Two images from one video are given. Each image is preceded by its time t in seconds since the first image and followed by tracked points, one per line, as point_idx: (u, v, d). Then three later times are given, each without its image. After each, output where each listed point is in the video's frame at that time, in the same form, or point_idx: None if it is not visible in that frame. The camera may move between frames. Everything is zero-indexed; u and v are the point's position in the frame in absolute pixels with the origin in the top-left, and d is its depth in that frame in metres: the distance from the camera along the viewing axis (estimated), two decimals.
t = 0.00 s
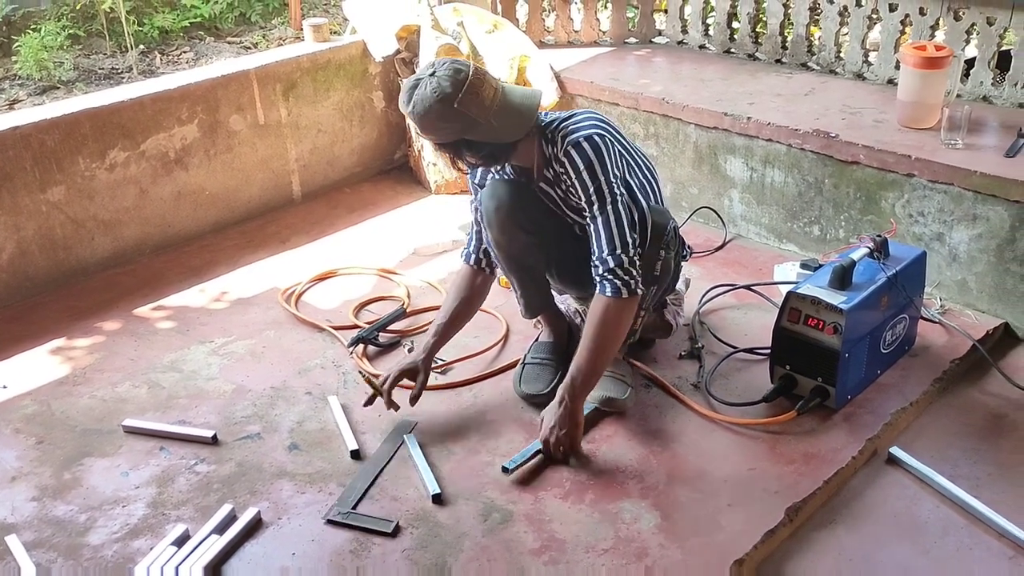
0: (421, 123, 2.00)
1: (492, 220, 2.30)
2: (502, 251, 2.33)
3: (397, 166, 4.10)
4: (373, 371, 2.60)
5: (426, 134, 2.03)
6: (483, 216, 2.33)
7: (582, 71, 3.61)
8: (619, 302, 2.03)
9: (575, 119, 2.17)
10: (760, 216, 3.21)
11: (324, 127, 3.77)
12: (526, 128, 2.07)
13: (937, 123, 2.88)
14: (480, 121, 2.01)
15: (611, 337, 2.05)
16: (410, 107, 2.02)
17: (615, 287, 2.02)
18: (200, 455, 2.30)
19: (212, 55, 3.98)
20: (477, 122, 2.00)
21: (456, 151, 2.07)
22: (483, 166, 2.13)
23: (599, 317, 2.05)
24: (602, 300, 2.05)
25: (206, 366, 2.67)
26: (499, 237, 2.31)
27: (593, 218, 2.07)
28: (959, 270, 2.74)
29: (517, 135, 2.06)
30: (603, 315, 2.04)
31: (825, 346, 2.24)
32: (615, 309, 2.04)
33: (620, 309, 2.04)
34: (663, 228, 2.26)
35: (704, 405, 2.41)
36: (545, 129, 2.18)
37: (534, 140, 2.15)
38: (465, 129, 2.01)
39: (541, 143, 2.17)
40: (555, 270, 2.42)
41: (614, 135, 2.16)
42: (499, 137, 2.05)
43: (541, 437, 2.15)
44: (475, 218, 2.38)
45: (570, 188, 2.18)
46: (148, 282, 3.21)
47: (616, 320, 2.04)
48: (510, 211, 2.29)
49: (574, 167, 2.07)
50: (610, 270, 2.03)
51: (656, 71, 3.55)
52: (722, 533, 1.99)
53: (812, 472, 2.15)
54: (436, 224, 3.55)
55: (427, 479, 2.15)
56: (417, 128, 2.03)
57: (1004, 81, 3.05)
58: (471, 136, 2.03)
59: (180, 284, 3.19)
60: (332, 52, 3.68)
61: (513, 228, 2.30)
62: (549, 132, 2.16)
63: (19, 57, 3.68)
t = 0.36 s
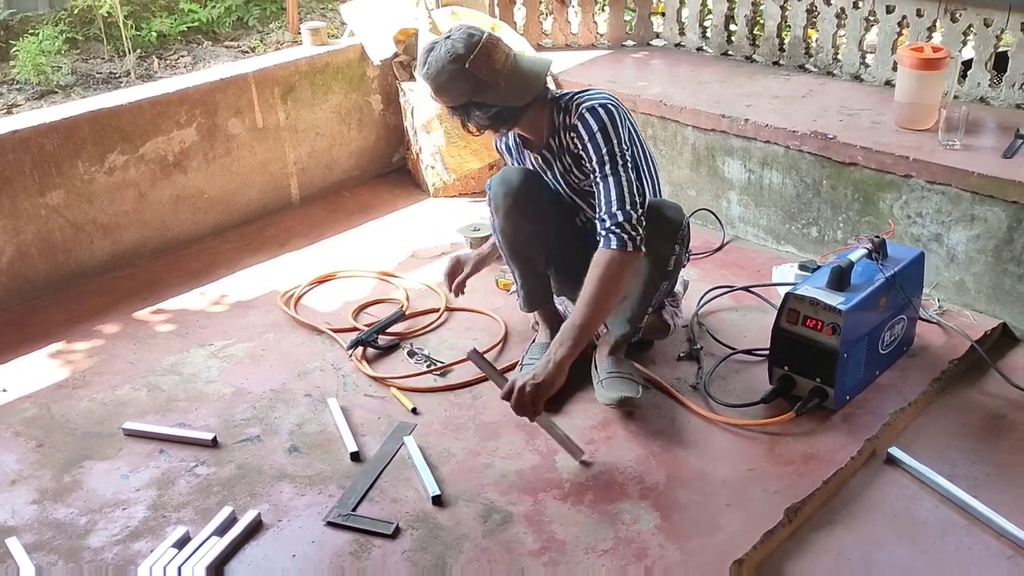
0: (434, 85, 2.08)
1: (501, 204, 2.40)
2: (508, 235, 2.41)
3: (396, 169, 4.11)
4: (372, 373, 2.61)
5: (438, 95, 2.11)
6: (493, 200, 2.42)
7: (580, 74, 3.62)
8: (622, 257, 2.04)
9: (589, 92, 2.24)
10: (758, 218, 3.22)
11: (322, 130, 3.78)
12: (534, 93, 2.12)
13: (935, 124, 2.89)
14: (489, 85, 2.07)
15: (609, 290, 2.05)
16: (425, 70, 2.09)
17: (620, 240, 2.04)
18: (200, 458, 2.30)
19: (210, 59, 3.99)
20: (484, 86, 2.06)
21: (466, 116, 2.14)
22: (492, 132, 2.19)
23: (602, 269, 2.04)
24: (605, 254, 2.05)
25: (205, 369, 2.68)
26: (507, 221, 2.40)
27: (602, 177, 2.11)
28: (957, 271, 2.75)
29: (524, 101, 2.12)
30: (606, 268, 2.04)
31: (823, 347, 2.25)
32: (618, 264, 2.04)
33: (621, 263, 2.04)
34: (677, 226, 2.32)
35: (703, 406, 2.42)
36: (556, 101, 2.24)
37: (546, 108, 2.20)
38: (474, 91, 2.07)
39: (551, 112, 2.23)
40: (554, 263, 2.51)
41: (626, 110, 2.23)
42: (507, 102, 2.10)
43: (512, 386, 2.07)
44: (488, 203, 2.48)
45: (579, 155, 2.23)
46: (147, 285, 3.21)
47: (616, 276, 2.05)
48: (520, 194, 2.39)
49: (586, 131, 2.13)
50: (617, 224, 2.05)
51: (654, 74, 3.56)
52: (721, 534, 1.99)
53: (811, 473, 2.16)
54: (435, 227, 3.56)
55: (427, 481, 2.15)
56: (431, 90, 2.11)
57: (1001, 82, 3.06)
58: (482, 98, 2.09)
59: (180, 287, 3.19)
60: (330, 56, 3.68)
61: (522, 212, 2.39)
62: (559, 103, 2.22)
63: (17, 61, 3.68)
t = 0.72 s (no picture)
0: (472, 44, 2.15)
1: (506, 196, 2.39)
2: (511, 228, 2.41)
3: (392, 175, 4.12)
4: (370, 378, 2.61)
5: (474, 57, 2.17)
6: (498, 192, 2.41)
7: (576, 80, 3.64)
8: (609, 251, 2.16)
9: (618, 85, 2.30)
10: (754, 223, 3.23)
11: (320, 136, 3.79)
12: (569, 65, 2.20)
13: (929, 129, 2.90)
14: (527, 49, 2.15)
15: (589, 279, 2.16)
16: (466, 29, 2.17)
17: (610, 238, 2.15)
18: (198, 463, 2.31)
19: (207, 65, 4.00)
20: (522, 49, 2.14)
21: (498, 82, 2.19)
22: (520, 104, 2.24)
23: (584, 259, 2.16)
24: (591, 245, 2.17)
25: (202, 375, 2.68)
26: (510, 214, 2.40)
27: (609, 170, 2.20)
28: (952, 275, 2.76)
29: (557, 70, 2.18)
30: (591, 259, 2.16)
31: (819, 351, 2.26)
32: (600, 256, 2.16)
33: (603, 255, 2.16)
34: (681, 229, 2.26)
35: (699, 410, 2.42)
36: (585, 86, 2.31)
37: (572, 92, 2.27)
38: (512, 53, 2.14)
39: (576, 96, 2.29)
40: (557, 257, 2.53)
41: (648, 109, 2.29)
42: (541, 69, 2.17)
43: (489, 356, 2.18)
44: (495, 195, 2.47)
45: (591, 146, 2.30)
46: (144, 291, 3.21)
47: (598, 267, 2.16)
48: (525, 188, 2.38)
49: (607, 121, 2.20)
50: (611, 221, 2.15)
51: (650, 79, 3.57)
52: (718, 538, 2.00)
53: (807, 477, 2.16)
54: (432, 232, 3.57)
55: (424, 486, 2.15)
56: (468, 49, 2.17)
57: (995, 87, 3.08)
58: (517, 62, 2.15)
59: (177, 293, 3.20)
60: (327, 62, 3.70)
61: (526, 206, 2.39)
62: (588, 89, 2.29)
63: (14, 68, 3.69)
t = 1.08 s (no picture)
0: (503, 27, 2.13)
1: (512, 199, 2.33)
2: (515, 232, 2.34)
3: (385, 181, 4.13)
4: (362, 386, 2.61)
5: (501, 42, 2.14)
6: (503, 195, 2.35)
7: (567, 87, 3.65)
8: (607, 261, 2.23)
9: (624, 95, 2.32)
10: (746, 229, 3.25)
11: (312, 143, 3.79)
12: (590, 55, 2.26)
13: (919, 135, 2.92)
14: (556, 34, 2.17)
15: (593, 292, 2.21)
16: (497, 11, 2.14)
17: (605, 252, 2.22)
18: (189, 471, 2.30)
19: (200, 73, 4.00)
20: (552, 34, 2.16)
21: (522, 68, 2.18)
22: (538, 92, 2.23)
23: (585, 271, 2.22)
24: (592, 259, 2.23)
25: (194, 383, 2.67)
26: (516, 218, 2.33)
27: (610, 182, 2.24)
28: (942, 281, 2.77)
29: (582, 57, 2.22)
30: (591, 270, 2.22)
31: (810, 357, 2.26)
32: (597, 266, 2.22)
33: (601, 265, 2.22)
34: (681, 235, 2.24)
35: (691, 416, 2.43)
36: (590, 90, 2.34)
37: (576, 94, 2.31)
38: (545, 37, 2.15)
39: (580, 99, 2.34)
40: (553, 262, 2.50)
41: (651, 121, 2.32)
42: (568, 54, 2.19)
43: (506, 398, 2.17)
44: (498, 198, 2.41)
45: (591, 153, 2.34)
46: (136, 299, 3.21)
47: (599, 275, 2.22)
48: (531, 192, 2.33)
49: (611, 131, 2.23)
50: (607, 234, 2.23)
51: (642, 87, 3.58)
52: (710, 544, 2.00)
53: (799, 482, 2.17)
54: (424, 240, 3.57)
55: (416, 493, 2.15)
56: (499, 31, 2.13)
57: (984, 93, 3.10)
58: (549, 45, 2.17)
59: (169, 301, 3.19)
60: (319, 69, 3.70)
61: (531, 210, 2.33)
62: (593, 95, 2.32)
63: (6, 76, 3.68)
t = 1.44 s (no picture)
0: (518, 33, 2.14)
1: (506, 215, 2.33)
2: (509, 248, 2.33)
3: (381, 188, 4.13)
4: (358, 393, 2.60)
5: (514, 50, 2.14)
6: (497, 211, 2.36)
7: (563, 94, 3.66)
8: (603, 270, 2.22)
9: (612, 102, 2.33)
10: (742, 236, 3.25)
11: (308, 151, 3.79)
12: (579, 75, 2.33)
13: (914, 143, 2.93)
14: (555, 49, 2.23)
15: (593, 299, 2.20)
16: (510, 21, 2.14)
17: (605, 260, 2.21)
18: (184, 479, 2.29)
19: (195, 80, 4.01)
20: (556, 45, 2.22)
21: (531, 78, 2.18)
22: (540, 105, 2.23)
23: (582, 279, 2.21)
24: (592, 266, 2.21)
25: (189, 391, 2.66)
26: (511, 233, 2.33)
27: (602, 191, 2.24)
28: (938, 288, 2.78)
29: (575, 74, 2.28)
30: (586, 279, 2.20)
31: (807, 364, 2.26)
32: (594, 271, 2.21)
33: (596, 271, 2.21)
34: (669, 240, 2.28)
35: (687, 423, 2.42)
36: (578, 99, 2.33)
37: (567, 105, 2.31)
38: (552, 51, 2.20)
39: (569, 109, 2.32)
40: (551, 271, 2.50)
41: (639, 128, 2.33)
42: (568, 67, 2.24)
43: (513, 414, 2.20)
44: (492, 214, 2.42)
45: (583, 162, 2.32)
46: (131, 307, 3.20)
47: (593, 283, 2.20)
48: (527, 206, 2.34)
49: (604, 140, 2.24)
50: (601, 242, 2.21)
51: (638, 94, 3.59)
52: (706, 551, 1.99)
53: (796, 489, 2.16)
54: (420, 247, 3.57)
55: (412, 501, 2.14)
56: (515, 40, 2.14)
57: (978, 101, 3.11)
58: (555, 59, 2.21)
59: (164, 308, 3.18)
60: (315, 77, 3.70)
61: (526, 225, 2.34)
62: (583, 104, 2.31)
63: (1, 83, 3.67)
